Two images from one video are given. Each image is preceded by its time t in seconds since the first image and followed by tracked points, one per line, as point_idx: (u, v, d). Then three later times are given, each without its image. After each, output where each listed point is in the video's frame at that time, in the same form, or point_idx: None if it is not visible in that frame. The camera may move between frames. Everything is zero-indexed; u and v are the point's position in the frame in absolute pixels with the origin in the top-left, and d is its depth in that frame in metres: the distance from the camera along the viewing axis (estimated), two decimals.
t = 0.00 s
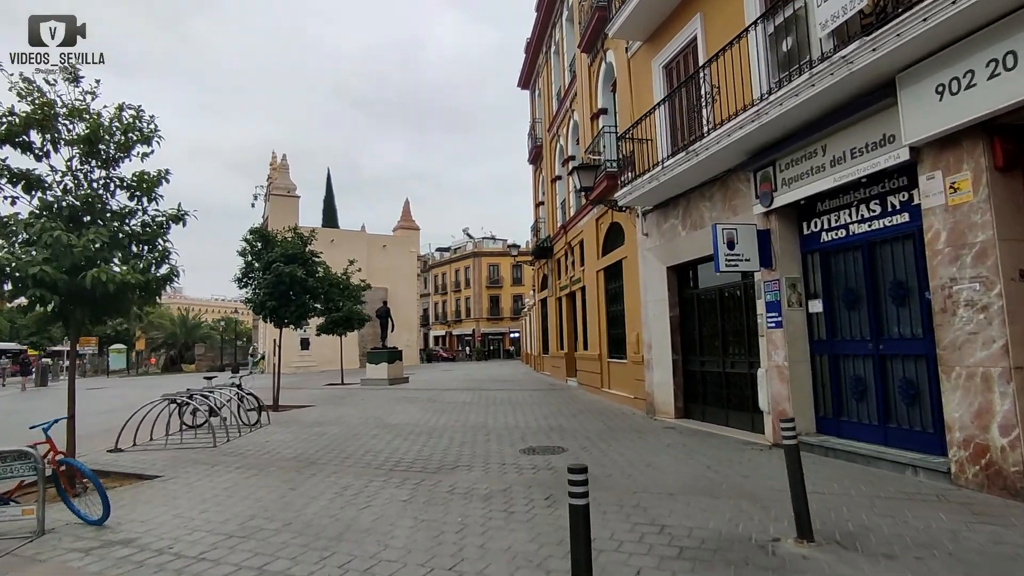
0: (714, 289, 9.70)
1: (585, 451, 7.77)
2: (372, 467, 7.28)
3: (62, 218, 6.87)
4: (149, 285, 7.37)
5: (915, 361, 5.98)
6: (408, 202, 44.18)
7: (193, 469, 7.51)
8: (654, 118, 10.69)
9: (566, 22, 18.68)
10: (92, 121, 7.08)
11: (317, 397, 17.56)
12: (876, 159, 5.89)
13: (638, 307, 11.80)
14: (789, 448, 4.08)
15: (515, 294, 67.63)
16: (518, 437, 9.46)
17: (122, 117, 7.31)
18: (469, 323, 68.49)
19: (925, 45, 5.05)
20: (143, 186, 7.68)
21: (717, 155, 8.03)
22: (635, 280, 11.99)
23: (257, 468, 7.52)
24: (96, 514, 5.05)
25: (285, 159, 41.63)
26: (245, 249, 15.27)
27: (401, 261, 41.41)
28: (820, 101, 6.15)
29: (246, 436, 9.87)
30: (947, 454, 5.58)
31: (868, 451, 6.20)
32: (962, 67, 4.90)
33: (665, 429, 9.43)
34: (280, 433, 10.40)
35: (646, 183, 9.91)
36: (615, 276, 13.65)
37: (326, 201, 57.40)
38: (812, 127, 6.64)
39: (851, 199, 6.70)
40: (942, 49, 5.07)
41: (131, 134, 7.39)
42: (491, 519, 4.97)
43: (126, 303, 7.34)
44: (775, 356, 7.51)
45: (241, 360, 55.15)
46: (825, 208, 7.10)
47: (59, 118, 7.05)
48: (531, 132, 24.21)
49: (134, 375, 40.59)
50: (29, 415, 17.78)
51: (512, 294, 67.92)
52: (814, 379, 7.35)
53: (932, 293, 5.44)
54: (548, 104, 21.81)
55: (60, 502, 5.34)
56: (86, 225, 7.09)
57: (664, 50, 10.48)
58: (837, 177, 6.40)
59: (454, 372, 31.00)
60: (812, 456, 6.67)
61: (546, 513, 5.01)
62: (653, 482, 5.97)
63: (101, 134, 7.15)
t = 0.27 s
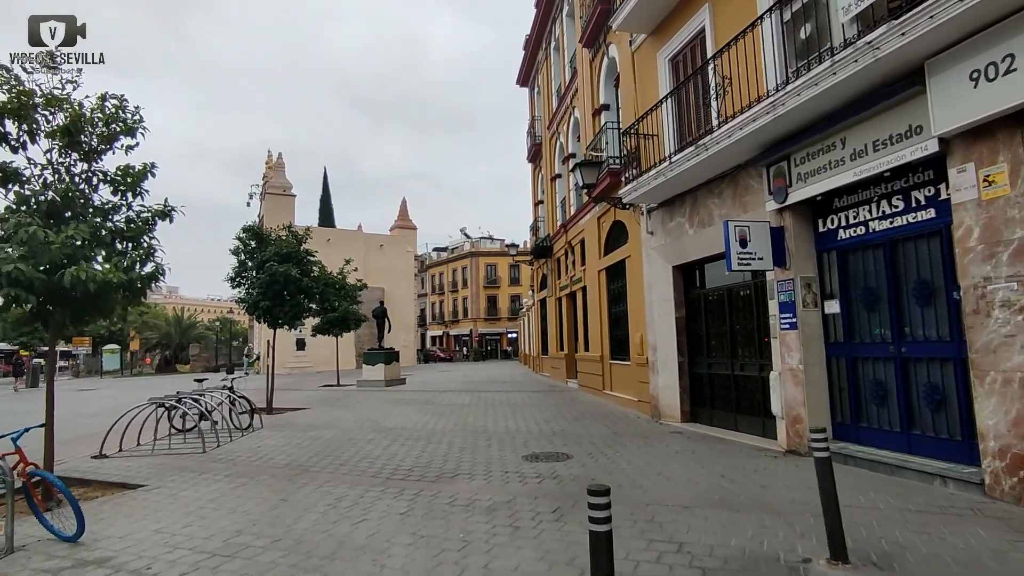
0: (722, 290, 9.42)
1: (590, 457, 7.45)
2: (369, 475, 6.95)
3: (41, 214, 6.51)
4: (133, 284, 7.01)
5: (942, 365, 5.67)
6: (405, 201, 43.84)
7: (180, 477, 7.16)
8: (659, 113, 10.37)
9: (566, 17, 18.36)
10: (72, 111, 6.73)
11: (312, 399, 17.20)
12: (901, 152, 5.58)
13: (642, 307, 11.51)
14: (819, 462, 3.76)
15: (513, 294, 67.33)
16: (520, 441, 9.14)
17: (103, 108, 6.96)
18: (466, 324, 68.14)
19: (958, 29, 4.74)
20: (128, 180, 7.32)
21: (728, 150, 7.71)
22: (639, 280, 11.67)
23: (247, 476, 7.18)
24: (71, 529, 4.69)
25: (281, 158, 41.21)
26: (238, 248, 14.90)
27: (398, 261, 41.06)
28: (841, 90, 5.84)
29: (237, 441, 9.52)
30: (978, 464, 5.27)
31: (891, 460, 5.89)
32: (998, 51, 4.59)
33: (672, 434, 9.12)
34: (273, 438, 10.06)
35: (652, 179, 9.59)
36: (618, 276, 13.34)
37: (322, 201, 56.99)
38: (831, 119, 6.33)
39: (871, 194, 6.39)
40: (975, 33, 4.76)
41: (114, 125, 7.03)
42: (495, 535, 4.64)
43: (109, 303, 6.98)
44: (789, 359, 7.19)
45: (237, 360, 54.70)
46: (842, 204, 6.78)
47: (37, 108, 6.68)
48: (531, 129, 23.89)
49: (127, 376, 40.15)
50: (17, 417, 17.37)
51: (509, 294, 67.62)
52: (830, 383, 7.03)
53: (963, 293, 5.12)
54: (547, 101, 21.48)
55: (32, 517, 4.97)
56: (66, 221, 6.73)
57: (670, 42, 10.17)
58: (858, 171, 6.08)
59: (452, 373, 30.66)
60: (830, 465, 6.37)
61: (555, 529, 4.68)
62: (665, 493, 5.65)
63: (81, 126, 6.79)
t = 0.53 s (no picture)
0: (732, 286, 9.14)
1: (598, 460, 7.14)
2: (366, 479, 6.63)
3: (20, 204, 6.18)
4: (119, 278, 6.68)
5: (972, 362, 5.38)
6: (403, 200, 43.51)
7: (169, 481, 6.83)
8: (666, 104, 10.07)
9: (568, 11, 18.06)
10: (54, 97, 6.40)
11: (308, 399, 16.87)
12: (930, 138, 5.29)
13: (647, 305, 11.22)
14: (857, 467, 3.47)
15: (511, 294, 67.03)
16: (523, 442, 8.84)
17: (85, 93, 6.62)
18: (464, 323, 67.81)
19: (996, 5, 4.45)
20: (114, 171, 7.00)
21: (741, 140, 7.41)
22: (644, 276, 11.38)
23: (240, 480, 6.86)
24: (49, 539, 4.36)
25: (277, 156, 40.78)
26: (233, 244, 14.55)
27: (396, 260, 40.72)
28: (865, 74, 5.55)
29: (230, 442, 9.19)
30: (1012, 468, 4.99)
31: (917, 463, 5.60)
32: None
33: (680, 436, 8.82)
34: (267, 439, 9.73)
35: (660, 172, 9.28)
36: (622, 273, 13.05)
37: (319, 200, 56.62)
38: (853, 105, 6.04)
39: (894, 184, 6.10)
40: (1014, 8, 4.47)
41: (98, 111, 6.69)
42: (503, 545, 4.32)
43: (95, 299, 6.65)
44: (806, 357, 6.89)
45: (233, 360, 54.32)
46: (863, 194, 6.49)
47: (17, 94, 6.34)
48: (531, 126, 23.60)
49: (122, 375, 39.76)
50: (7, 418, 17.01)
51: (508, 294, 67.32)
52: (849, 382, 6.74)
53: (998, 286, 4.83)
54: (548, 97, 21.18)
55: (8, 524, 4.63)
56: (47, 212, 6.40)
57: (677, 31, 9.87)
58: (882, 159, 5.78)
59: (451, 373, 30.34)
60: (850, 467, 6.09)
61: (566, 538, 4.37)
62: (681, 498, 5.34)
63: (64, 112, 6.46)
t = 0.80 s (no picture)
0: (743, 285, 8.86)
1: (608, 467, 6.84)
2: (365, 487, 6.32)
3: None
4: (103, 276, 6.33)
5: (1006, 365, 5.09)
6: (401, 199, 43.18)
7: (157, 490, 6.51)
8: (674, 97, 9.76)
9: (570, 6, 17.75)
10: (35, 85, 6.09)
11: (305, 401, 16.54)
12: (963, 128, 4.99)
13: (654, 305, 10.93)
14: (904, 483, 3.17)
15: (510, 294, 66.73)
16: (527, 446, 8.54)
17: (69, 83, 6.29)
18: (462, 323, 67.49)
19: None
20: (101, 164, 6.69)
21: (756, 133, 7.11)
22: (650, 275, 11.08)
23: (232, 488, 6.53)
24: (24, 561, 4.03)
25: (274, 154, 40.42)
26: (227, 243, 14.21)
27: (394, 259, 40.39)
28: (893, 60, 5.26)
29: (224, 447, 8.88)
30: None
31: (947, 471, 5.30)
32: None
33: (690, 440, 8.52)
34: (262, 443, 9.41)
35: (669, 167, 8.96)
36: (627, 272, 12.76)
37: (316, 199, 56.21)
38: (877, 95, 5.74)
39: (920, 178, 5.80)
40: None
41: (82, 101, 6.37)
42: (512, 563, 4.01)
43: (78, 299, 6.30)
44: (825, 359, 6.59)
45: (229, 360, 53.91)
46: (885, 189, 6.19)
47: None
48: (531, 124, 23.29)
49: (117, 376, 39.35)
50: None
51: (506, 293, 67.01)
52: (870, 386, 6.44)
53: None
54: (549, 94, 20.89)
55: None
56: (28, 206, 6.09)
57: (686, 22, 9.56)
58: (909, 151, 5.48)
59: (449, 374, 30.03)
60: (874, 476, 5.80)
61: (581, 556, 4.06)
62: (699, 510, 5.04)
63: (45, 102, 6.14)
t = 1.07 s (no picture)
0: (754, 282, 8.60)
1: (618, 470, 6.56)
2: (364, 492, 6.03)
3: None
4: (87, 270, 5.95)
5: None
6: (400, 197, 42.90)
7: (146, 495, 6.21)
8: (683, 88, 9.47)
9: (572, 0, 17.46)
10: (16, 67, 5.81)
11: (303, 401, 16.25)
12: (999, 112, 4.72)
13: (660, 303, 10.67)
14: (957, 493, 2.90)
15: (509, 294, 66.43)
16: (531, 448, 8.25)
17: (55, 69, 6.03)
18: (461, 323, 67.21)
19: None
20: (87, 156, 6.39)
21: (772, 122, 6.81)
22: (657, 272, 10.80)
23: (224, 493, 6.23)
24: None
25: (272, 153, 40.10)
26: (222, 239, 13.89)
27: (393, 259, 40.09)
28: (923, 41, 4.98)
29: (218, 449, 8.59)
30: None
31: (980, 475, 5.03)
32: None
33: (700, 442, 8.25)
34: (258, 445, 9.12)
35: (678, 160, 8.67)
36: (633, 269, 12.48)
37: (315, 197, 55.86)
38: (903, 79, 5.46)
39: (947, 167, 5.52)
40: None
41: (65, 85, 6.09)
42: None
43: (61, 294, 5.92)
44: (844, 357, 6.30)
45: (227, 360, 53.56)
46: (909, 179, 5.90)
47: None
48: (532, 120, 23.00)
49: (114, 376, 39.05)
50: None
51: (506, 293, 66.72)
52: (892, 386, 6.16)
53: None
54: (550, 90, 20.62)
55: None
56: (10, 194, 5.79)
57: (695, 11, 9.28)
58: (938, 138, 5.20)
59: (449, 374, 29.74)
60: (899, 480, 5.52)
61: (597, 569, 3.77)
62: (719, 518, 4.75)
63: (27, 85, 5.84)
